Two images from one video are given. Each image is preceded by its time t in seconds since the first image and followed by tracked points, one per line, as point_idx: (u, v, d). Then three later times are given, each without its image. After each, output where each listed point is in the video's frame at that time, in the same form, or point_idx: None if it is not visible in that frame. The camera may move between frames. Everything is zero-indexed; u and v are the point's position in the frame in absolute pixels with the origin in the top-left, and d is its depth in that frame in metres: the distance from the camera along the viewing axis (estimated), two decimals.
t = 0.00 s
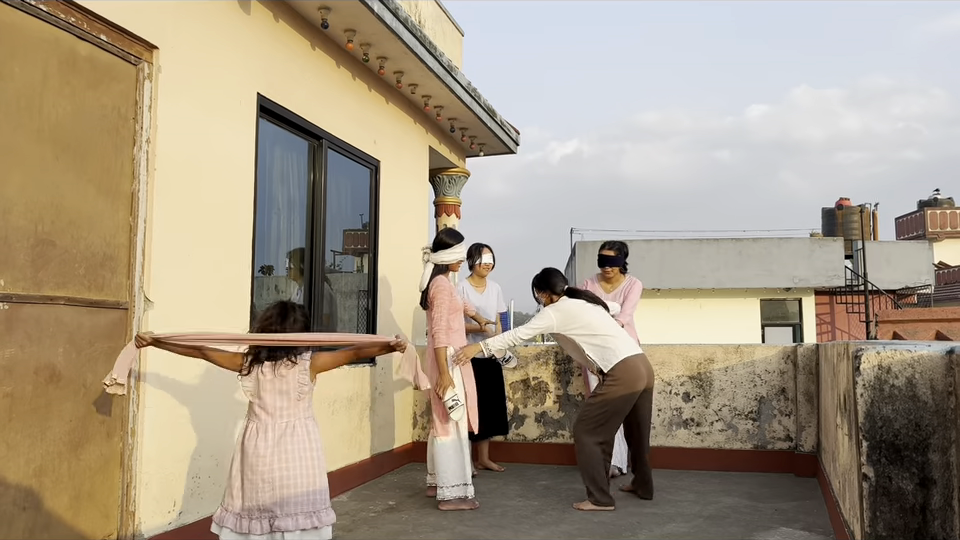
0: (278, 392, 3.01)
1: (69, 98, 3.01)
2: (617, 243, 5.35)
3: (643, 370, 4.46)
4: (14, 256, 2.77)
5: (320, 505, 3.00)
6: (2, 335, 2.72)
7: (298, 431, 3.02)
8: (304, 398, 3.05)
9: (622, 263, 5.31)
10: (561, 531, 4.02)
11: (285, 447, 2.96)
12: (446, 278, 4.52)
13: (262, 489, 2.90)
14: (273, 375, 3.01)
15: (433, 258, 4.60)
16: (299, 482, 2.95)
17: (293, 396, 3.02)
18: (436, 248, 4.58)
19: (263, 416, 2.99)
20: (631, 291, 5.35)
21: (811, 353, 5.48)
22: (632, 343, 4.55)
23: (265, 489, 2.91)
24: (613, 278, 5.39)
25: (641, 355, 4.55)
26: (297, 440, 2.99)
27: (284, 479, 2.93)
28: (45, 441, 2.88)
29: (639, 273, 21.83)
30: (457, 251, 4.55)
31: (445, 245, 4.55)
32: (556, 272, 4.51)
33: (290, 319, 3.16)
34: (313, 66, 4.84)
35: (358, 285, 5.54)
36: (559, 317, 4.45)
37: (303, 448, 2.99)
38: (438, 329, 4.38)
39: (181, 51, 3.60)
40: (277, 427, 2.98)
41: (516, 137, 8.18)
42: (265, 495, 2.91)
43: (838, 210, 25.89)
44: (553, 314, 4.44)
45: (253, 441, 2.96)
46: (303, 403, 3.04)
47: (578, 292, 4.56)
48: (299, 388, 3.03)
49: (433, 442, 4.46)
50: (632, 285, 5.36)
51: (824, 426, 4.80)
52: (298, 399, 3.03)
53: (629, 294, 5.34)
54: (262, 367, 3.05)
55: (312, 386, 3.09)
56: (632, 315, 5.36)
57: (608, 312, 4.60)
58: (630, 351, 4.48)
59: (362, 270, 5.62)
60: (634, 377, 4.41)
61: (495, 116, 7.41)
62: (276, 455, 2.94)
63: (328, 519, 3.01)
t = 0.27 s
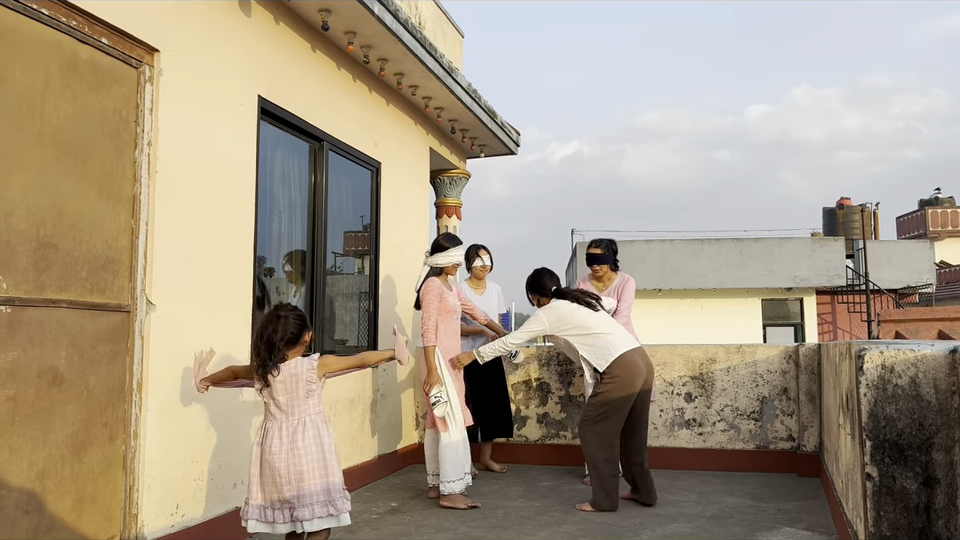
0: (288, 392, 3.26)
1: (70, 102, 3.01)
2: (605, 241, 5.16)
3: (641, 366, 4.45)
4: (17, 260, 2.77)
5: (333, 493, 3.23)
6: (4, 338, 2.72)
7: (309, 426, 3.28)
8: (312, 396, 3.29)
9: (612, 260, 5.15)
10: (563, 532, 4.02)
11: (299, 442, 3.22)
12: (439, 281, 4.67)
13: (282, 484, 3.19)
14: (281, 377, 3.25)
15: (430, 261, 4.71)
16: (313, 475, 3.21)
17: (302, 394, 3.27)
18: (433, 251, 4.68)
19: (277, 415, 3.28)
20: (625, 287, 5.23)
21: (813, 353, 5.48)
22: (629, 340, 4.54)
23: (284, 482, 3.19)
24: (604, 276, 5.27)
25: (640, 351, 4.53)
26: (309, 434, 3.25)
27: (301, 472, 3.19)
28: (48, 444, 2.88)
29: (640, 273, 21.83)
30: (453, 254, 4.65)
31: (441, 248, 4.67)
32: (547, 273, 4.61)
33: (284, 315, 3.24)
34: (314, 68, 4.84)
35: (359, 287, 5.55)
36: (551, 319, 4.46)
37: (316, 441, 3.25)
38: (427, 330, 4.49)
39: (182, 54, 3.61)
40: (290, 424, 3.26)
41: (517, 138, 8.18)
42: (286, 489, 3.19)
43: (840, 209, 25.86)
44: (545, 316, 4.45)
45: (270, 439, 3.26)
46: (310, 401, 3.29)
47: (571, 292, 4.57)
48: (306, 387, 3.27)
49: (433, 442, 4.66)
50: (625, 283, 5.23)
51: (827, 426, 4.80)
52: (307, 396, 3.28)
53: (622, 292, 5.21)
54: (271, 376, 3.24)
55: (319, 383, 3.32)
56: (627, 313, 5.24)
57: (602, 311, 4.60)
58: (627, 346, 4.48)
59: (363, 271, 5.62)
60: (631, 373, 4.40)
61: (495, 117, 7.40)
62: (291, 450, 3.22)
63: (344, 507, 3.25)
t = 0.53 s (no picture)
0: (296, 388, 3.28)
1: (72, 106, 3.02)
2: (601, 235, 5.11)
3: (636, 366, 4.44)
4: (20, 264, 2.78)
5: (337, 486, 3.29)
6: (7, 342, 2.72)
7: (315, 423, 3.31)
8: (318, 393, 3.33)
9: (608, 255, 5.08)
10: (566, 533, 4.02)
11: (306, 437, 3.25)
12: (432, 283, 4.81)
13: (288, 478, 3.19)
14: (289, 372, 3.28)
15: (424, 262, 4.82)
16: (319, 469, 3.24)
17: (309, 390, 3.30)
18: (429, 253, 4.79)
19: (282, 410, 3.28)
20: (622, 282, 5.11)
21: (814, 353, 5.48)
22: (629, 338, 4.53)
23: (290, 476, 3.20)
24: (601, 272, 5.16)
25: (637, 350, 4.52)
26: (315, 430, 3.28)
27: (307, 466, 3.22)
28: (51, 447, 2.88)
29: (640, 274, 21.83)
30: (448, 256, 4.74)
31: (435, 250, 4.76)
32: (552, 262, 4.74)
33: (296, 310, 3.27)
34: (314, 71, 4.85)
35: (361, 289, 5.55)
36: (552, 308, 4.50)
37: (321, 437, 3.29)
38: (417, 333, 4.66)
39: (183, 58, 3.61)
40: (296, 419, 3.27)
41: (517, 139, 8.19)
42: (291, 483, 3.19)
43: (841, 209, 25.85)
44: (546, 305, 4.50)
45: (275, 433, 3.25)
46: (317, 398, 3.33)
47: (576, 282, 4.58)
48: (314, 384, 3.31)
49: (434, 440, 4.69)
50: (623, 280, 5.13)
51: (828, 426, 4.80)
52: (314, 393, 3.31)
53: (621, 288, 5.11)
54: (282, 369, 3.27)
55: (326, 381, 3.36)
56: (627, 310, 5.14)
57: (606, 306, 4.59)
58: (622, 346, 4.46)
59: (364, 274, 5.62)
60: (624, 371, 4.39)
61: (495, 119, 7.40)
62: (297, 445, 3.23)
63: (345, 500, 3.30)
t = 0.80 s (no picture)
0: (295, 395, 3.30)
1: (72, 109, 3.02)
2: (606, 234, 5.05)
3: (627, 368, 4.42)
4: (20, 268, 2.78)
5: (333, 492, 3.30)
6: (8, 346, 2.72)
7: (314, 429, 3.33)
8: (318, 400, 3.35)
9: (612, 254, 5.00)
10: (567, 535, 4.02)
11: (304, 442, 3.26)
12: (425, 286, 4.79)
13: (286, 482, 3.20)
14: (290, 379, 3.30)
15: (416, 264, 4.81)
16: (316, 475, 3.25)
17: (308, 398, 3.32)
18: (420, 255, 4.78)
19: (282, 415, 3.30)
20: (627, 281, 5.13)
21: (814, 354, 5.48)
22: (626, 340, 4.49)
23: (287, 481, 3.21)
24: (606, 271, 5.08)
25: (631, 353, 4.48)
26: (314, 437, 3.29)
27: (305, 472, 3.23)
28: (52, 451, 2.88)
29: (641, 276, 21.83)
30: (441, 259, 4.75)
31: (429, 253, 4.76)
32: (561, 249, 4.63)
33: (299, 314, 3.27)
34: (314, 74, 4.85)
35: (361, 291, 5.55)
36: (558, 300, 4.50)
37: (319, 444, 3.30)
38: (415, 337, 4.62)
39: (183, 61, 3.62)
40: (295, 425, 3.29)
41: (517, 142, 8.19)
42: (288, 487, 3.20)
43: (841, 210, 25.84)
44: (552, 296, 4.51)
45: (275, 438, 3.27)
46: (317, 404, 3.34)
47: (582, 274, 4.55)
48: (314, 391, 3.32)
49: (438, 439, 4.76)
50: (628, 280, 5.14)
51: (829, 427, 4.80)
52: (313, 400, 3.33)
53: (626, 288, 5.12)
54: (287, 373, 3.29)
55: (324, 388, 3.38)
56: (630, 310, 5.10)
57: (610, 305, 4.54)
58: (620, 350, 4.43)
59: (365, 276, 5.62)
60: (613, 373, 4.37)
61: (495, 121, 7.41)
62: (296, 450, 3.25)
63: (340, 504, 3.32)
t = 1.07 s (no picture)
0: (291, 398, 3.30)
1: (72, 111, 3.02)
2: (615, 234, 5.05)
3: (631, 373, 4.43)
4: (20, 270, 2.78)
5: (333, 491, 3.29)
6: (8, 348, 2.72)
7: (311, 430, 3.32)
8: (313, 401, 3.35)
9: (621, 254, 4.98)
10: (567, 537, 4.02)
11: (302, 443, 3.26)
12: (420, 288, 4.77)
13: (283, 484, 3.19)
14: (285, 382, 3.30)
15: (410, 268, 4.80)
16: (314, 476, 3.25)
17: (304, 400, 3.31)
18: (414, 259, 4.78)
19: (279, 418, 3.30)
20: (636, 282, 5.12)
21: (814, 356, 5.48)
22: (633, 343, 4.50)
23: (285, 481, 3.20)
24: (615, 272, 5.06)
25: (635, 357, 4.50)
26: (310, 438, 3.29)
27: (302, 473, 3.22)
28: (51, 453, 2.88)
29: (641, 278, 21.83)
30: (434, 261, 4.77)
31: (422, 256, 4.77)
32: (585, 237, 4.52)
33: (292, 318, 3.27)
34: (314, 76, 4.86)
35: (361, 293, 5.55)
36: (575, 291, 4.46)
37: (316, 445, 3.29)
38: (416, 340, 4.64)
39: (183, 63, 3.62)
40: (291, 427, 3.28)
41: (517, 144, 8.20)
42: (286, 489, 3.19)
43: (841, 212, 25.84)
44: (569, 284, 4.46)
45: (272, 441, 3.26)
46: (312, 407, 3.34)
47: (602, 270, 4.51)
48: (309, 392, 3.31)
49: (438, 438, 4.81)
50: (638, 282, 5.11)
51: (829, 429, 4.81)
52: (308, 402, 3.32)
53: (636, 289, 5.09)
54: (279, 376, 3.29)
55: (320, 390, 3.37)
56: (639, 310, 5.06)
57: (624, 306, 4.53)
58: (620, 353, 4.41)
59: (365, 278, 5.63)
60: (618, 375, 4.39)
61: (495, 124, 7.41)
62: (293, 451, 3.24)
63: (340, 503, 3.30)
